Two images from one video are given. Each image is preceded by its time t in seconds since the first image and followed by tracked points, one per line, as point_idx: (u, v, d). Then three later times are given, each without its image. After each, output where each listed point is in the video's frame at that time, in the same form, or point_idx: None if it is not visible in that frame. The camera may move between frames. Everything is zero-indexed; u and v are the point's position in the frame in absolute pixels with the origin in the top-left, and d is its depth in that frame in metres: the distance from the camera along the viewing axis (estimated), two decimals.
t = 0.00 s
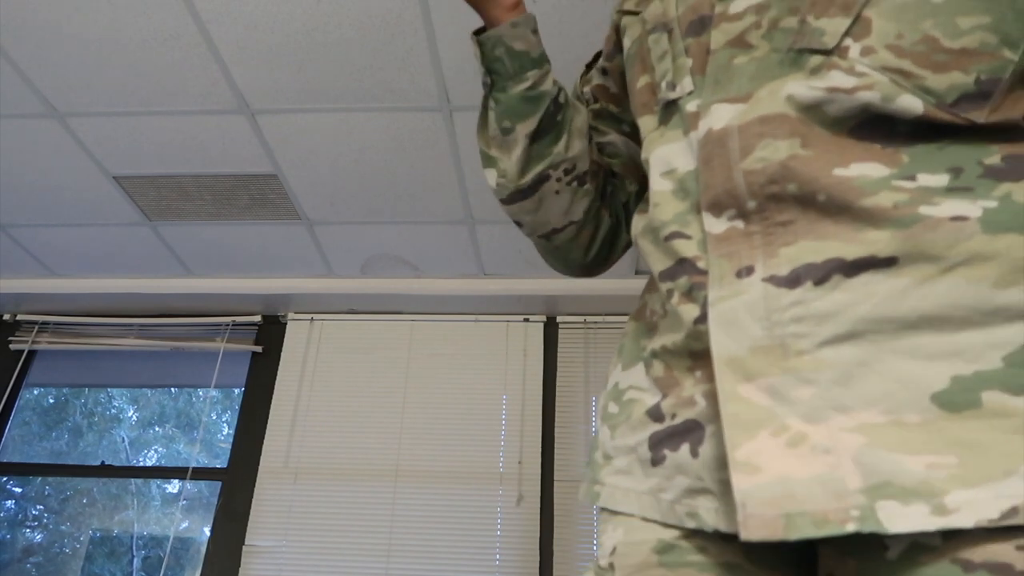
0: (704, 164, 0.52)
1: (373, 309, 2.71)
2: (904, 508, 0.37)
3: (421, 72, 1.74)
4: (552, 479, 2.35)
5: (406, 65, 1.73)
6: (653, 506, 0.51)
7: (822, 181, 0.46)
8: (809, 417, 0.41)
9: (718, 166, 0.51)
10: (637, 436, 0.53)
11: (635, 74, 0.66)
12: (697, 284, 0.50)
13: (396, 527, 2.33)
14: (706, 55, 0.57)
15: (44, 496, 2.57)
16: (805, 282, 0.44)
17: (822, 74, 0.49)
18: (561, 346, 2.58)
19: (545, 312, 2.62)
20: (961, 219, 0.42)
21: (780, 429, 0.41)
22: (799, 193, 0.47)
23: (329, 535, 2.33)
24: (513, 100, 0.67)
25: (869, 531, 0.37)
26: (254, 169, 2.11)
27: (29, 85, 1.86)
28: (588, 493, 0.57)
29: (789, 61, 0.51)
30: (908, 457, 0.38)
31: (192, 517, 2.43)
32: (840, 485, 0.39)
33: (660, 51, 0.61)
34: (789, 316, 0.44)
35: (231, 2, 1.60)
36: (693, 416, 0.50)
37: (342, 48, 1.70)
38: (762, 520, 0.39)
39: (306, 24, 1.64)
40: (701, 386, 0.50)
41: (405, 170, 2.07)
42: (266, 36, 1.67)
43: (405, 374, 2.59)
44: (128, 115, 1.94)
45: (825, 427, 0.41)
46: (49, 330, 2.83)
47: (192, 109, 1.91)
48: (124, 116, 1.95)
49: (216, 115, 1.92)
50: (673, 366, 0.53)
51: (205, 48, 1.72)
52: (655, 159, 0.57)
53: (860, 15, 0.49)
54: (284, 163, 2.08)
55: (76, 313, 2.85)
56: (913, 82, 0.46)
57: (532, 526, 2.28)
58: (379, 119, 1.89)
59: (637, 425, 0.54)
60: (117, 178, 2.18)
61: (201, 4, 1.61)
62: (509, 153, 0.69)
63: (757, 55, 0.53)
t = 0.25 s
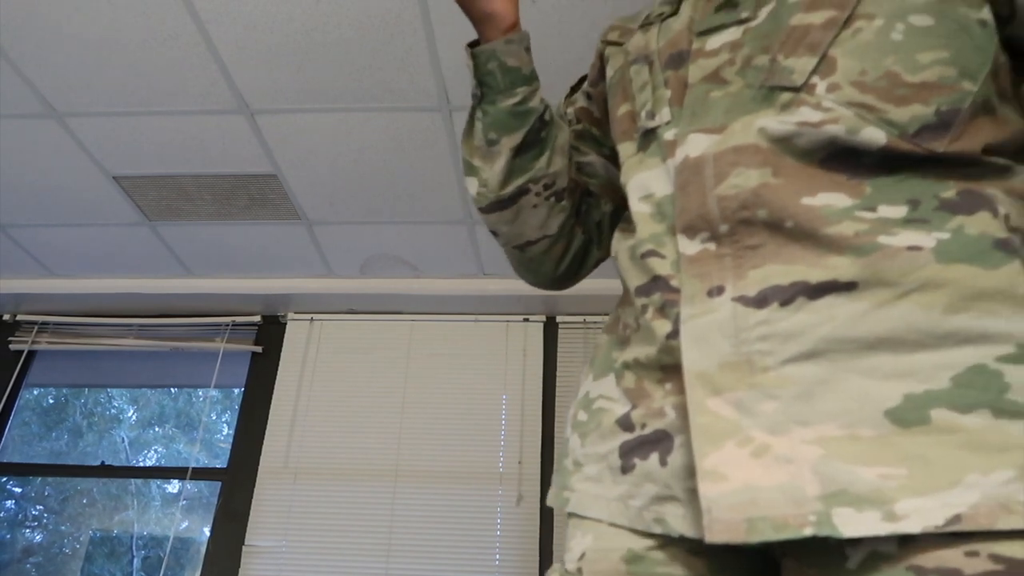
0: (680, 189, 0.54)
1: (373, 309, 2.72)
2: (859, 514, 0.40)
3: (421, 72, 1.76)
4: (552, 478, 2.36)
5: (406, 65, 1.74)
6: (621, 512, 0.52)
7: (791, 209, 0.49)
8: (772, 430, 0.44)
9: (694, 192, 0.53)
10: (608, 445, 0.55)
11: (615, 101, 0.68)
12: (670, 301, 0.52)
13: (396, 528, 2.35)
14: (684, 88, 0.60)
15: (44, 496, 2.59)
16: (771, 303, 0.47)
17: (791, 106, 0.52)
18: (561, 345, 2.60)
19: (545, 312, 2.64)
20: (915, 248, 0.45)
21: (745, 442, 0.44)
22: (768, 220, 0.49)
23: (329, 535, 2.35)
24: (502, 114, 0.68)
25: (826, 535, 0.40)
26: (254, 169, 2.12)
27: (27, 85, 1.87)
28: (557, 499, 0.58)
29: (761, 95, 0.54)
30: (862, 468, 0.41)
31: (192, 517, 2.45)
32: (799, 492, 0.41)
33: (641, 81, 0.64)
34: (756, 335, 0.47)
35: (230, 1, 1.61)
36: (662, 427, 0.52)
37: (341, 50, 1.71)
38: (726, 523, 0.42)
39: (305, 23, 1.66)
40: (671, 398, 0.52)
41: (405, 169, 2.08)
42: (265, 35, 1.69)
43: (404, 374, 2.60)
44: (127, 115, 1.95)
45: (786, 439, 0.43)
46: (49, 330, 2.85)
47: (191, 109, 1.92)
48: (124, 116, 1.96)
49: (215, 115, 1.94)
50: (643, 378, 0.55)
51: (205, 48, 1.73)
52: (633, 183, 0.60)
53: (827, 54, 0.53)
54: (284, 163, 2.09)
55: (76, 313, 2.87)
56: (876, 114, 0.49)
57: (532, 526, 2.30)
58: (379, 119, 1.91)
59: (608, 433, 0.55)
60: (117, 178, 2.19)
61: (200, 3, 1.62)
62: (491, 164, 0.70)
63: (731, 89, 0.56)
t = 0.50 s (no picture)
0: (627, 251, 0.58)
1: (372, 309, 2.77)
2: (771, 541, 0.44)
3: (421, 71, 1.80)
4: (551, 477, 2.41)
5: (406, 65, 1.78)
6: (564, 545, 0.54)
7: (722, 277, 0.53)
8: (699, 468, 0.47)
9: (637, 255, 0.57)
10: (549, 483, 0.57)
11: (563, 164, 0.70)
12: (613, 352, 0.56)
13: (396, 528, 2.39)
14: (632, 161, 0.64)
15: (44, 496, 2.63)
16: (702, 356, 0.51)
17: (726, 184, 0.56)
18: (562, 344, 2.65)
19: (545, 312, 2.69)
20: (822, 315, 0.50)
21: (676, 478, 0.48)
22: (702, 283, 0.53)
23: (329, 535, 2.38)
24: (449, 124, 0.72)
25: (743, 560, 0.43)
26: (255, 170, 2.16)
27: (27, 85, 1.91)
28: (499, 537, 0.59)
29: (700, 173, 0.58)
30: (774, 502, 0.45)
31: (192, 518, 2.48)
32: (721, 522, 0.45)
33: (592, 151, 0.67)
34: (689, 384, 0.50)
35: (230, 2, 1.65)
36: (601, 466, 0.54)
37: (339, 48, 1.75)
38: (659, 549, 0.46)
39: (304, 23, 1.70)
40: (608, 440, 0.55)
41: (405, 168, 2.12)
42: (266, 35, 1.73)
43: (404, 374, 2.65)
44: (128, 115, 1.99)
45: (711, 476, 0.47)
46: (49, 330, 2.90)
47: (192, 109, 1.96)
48: (125, 116, 2.00)
49: (216, 115, 1.98)
50: (582, 422, 0.58)
51: (206, 49, 1.78)
52: (580, 245, 0.63)
53: (756, 142, 0.58)
54: (284, 163, 2.13)
55: (76, 314, 2.91)
56: (797, 196, 0.54)
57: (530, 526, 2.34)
58: (377, 120, 1.96)
59: (550, 472, 0.57)
60: (117, 178, 2.23)
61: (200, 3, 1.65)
62: (426, 168, 0.73)
63: (673, 166, 0.60)
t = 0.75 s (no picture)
0: (584, 314, 0.63)
1: (372, 309, 2.84)
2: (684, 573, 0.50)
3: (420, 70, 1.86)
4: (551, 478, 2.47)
5: (405, 63, 1.85)
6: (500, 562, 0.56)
7: (665, 345, 0.60)
8: (631, 503, 0.54)
9: (591, 318, 0.63)
10: (491, 506, 0.59)
11: (517, 222, 0.75)
12: (565, 395, 0.61)
13: (396, 528, 2.44)
14: (589, 239, 0.69)
15: (44, 496, 2.68)
16: (641, 411, 0.57)
17: (669, 264, 0.64)
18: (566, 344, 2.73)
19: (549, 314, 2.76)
20: (740, 396, 0.58)
21: (609, 510, 0.54)
22: (647, 349, 0.60)
23: (329, 535, 2.44)
24: (445, 73, 0.74)
25: None
26: (256, 170, 2.23)
27: (27, 86, 1.97)
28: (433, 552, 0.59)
29: (651, 255, 0.65)
30: (689, 539, 0.52)
31: (192, 518, 2.54)
32: (644, 551, 0.51)
33: (555, 220, 0.73)
34: (627, 430, 0.57)
35: (230, 2, 1.71)
36: (543, 492, 0.57)
37: (336, 48, 1.81)
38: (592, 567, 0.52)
39: (305, 25, 1.76)
40: (551, 471, 0.58)
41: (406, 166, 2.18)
42: (266, 35, 1.78)
43: (403, 374, 2.71)
44: (129, 115, 2.05)
45: (640, 511, 0.53)
46: (49, 330, 2.96)
47: (192, 109, 2.02)
48: (125, 116, 2.06)
49: (216, 115, 2.04)
50: (524, 451, 0.60)
51: (206, 50, 1.84)
52: (536, 300, 0.67)
53: (692, 231, 0.65)
54: (284, 163, 2.19)
55: (76, 314, 2.98)
56: (728, 274, 0.63)
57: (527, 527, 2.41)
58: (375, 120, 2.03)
59: (491, 496, 0.59)
60: (116, 179, 2.29)
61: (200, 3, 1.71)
62: (405, 94, 0.74)
63: (624, 249, 0.66)
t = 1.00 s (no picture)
0: (558, 323, 0.80)
1: (372, 309, 2.89)
2: (654, 551, 0.65)
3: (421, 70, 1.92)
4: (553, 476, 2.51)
5: (405, 63, 1.90)
6: (481, 551, 0.67)
7: (631, 352, 0.78)
8: (607, 494, 0.68)
9: (567, 326, 0.80)
10: (466, 504, 0.71)
11: (498, 239, 0.94)
12: (542, 398, 0.75)
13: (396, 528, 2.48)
14: (556, 255, 0.88)
15: (43, 496, 2.72)
16: (611, 411, 0.73)
17: (630, 278, 0.83)
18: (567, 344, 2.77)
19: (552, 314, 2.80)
20: (697, 394, 0.75)
21: (589, 500, 0.68)
22: (614, 356, 0.77)
23: (327, 535, 2.48)
24: (475, 78, 0.98)
25: (634, 564, 0.64)
26: (254, 170, 2.27)
27: (28, 86, 2.01)
28: (413, 551, 0.70)
29: (614, 270, 0.85)
30: (659, 523, 0.66)
31: (192, 518, 2.57)
32: (620, 534, 0.66)
33: (528, 240, 0.91)
34: (601, 430, 0.72)
35: (229, 3, 1.76)
36: (519, 488, 0.70)
37: (336, 50, 1.86)
38: (578, 554, 0.65)
39: (306, 26, 1.81)
40: (524, 468, 0.71)
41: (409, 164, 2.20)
42: (266, 35, 1.83)
43: (403, 374, 2.76)
44: (129, 116, 2.10)
45: (615, 500, 0.68)
46: (49, 330, 3.02)
47: (192, 109, 2.07)
48: (124, 116, 2.10)
49: (216, 115, 2.08)
50: (496, 454, 0.73)
51: (205, 49, 1.88)
52: (513, 313, 0.83)
53: (648, 249, 0.86)
54: (283, 163, 2.24)
55: (76, 314, 3.03)
56: (680, 285, 0.84)
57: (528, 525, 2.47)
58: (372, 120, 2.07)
59: (467, 494, 0.71)
60: (116, 178, 2.34)
61: (200, 5, 1.77)
62: (437, 82, 0.97)
63: (591, 267, 0.85)
